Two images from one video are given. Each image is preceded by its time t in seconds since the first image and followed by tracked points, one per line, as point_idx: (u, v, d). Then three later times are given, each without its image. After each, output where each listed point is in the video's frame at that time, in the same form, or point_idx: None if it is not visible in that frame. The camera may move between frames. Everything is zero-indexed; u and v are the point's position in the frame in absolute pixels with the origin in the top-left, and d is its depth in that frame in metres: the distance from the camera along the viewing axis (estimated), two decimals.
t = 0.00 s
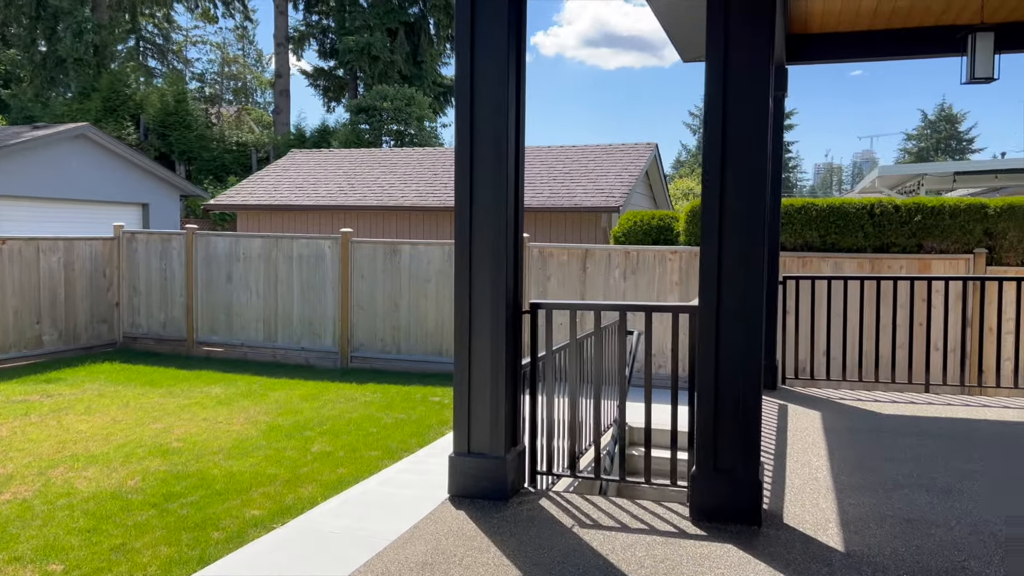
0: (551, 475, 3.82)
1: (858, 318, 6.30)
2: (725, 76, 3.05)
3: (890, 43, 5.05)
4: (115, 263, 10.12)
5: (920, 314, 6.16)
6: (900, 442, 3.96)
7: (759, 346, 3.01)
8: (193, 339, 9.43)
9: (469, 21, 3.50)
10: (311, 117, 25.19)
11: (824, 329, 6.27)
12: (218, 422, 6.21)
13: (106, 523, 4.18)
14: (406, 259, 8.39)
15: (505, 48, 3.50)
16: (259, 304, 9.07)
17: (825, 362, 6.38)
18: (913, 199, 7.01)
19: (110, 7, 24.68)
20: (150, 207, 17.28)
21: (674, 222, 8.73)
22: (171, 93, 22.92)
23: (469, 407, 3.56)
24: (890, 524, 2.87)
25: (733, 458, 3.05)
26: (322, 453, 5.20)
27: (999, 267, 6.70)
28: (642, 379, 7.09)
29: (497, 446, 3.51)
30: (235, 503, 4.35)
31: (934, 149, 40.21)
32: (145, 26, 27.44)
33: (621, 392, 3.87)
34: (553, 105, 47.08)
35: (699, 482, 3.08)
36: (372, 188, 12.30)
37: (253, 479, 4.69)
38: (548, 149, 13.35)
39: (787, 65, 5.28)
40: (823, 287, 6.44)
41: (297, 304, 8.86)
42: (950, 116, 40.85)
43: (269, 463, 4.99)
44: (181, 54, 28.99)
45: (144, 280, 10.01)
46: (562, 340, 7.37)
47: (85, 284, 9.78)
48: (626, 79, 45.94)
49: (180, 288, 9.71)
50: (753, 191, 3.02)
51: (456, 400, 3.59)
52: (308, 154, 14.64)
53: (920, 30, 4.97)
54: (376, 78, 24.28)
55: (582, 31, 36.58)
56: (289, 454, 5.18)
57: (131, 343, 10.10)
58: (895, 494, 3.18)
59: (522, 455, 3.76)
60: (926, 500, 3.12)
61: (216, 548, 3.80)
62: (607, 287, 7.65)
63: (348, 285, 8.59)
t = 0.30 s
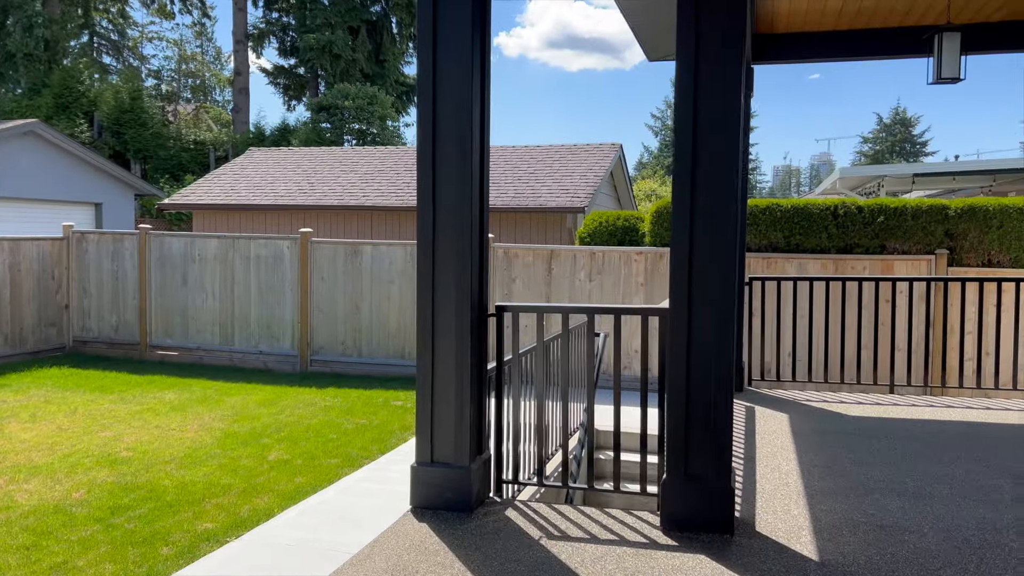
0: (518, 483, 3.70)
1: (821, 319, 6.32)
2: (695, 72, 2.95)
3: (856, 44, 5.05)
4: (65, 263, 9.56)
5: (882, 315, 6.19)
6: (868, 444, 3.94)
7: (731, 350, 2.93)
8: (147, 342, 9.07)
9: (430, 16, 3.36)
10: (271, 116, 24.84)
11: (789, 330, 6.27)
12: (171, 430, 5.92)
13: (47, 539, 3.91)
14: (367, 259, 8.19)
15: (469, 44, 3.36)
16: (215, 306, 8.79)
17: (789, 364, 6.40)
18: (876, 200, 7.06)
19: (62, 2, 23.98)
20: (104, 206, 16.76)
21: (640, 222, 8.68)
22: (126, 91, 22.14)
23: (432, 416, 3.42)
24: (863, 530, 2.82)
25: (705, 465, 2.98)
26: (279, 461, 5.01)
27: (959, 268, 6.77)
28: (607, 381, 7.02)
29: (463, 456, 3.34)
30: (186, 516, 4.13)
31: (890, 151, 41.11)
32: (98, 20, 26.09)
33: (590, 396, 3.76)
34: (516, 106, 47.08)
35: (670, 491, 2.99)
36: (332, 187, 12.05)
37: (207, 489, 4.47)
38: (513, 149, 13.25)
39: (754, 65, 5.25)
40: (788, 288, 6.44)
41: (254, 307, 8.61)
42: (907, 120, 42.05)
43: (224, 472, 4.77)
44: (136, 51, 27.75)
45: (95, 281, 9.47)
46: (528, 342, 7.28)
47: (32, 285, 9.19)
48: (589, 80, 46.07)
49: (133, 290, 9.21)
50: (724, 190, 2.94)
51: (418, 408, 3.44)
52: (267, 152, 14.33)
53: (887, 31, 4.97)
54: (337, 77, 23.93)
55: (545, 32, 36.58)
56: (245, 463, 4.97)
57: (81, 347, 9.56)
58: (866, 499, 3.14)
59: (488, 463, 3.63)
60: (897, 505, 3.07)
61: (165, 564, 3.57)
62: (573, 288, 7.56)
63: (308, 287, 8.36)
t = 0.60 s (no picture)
0: (482, 498, 3.53)
1: (791, 323, 6.27)
2: (666, 70, 2.83)
3: (827, 47, 5.01)
4: (12, 267, 8.88)
5: (851, 321, 6.17)
6: (840, 454, 3.93)
7: (703, 358, 2.82)
8: (99, 348, 8.60)
9: None
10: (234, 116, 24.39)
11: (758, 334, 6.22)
12: (119, 441, 5.43)
13: None
14: (329, 263, 7.96)
15: (430, 23, 2.98)
16: (171, 311, 8.44)
17: (757, 370, 6.36)
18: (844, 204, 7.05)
19: None
20: (59, 208, 16.14)
21: (607, 226, 8.58)
22: (84, 90, 21.61)
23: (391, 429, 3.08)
24: (840, 544, 2.75)
25: (675, 478, 2.86)
26: (234, 474, 4.75)
27: (925, 272, 6.78)
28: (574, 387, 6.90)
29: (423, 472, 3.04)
30: (131, 533, 3.79)
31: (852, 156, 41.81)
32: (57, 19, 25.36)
33: (557, 403, 3.61)
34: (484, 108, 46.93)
35: (638, 505, 2.87)
36: (294, 189, 11.78)
37: (155, 504, 4.16)
38: (479, 150, 13.12)
39: (723, 66, 5.17)
40: (757, 291, 6.39)
41: (212, 312, 8.31)
42: (868, 124, 42.53)
43: (175, 486, 4.46)
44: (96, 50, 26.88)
45: (46, 286, 8.82)
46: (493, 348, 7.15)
47: None
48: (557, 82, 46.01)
49: (86, 295, 8.64)
50: (695, 193, 2.82)
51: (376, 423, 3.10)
52: (226, 152, 13.98)
53: (857, 36, 4.95)
54: (302, 77, 23.50)
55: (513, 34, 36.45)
56: (198, 476, 4.67)
57: (32, 354, 8.91)
58: (840, 512, 3.08)
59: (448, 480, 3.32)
60: (873, 517, 3.02)
61: None
62: (540, 293, 7.44)
63: (268, 291, 8.11)
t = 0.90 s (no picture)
0: (459, 510, 3.41)
1: (775, 329, 6.22)
2: (650, 69, 2.71)
3: (812, 51, 4.97)
4: None
5: (834, 327, 6.11)
6: (824, 463, 3.89)
7: (687, 368, 2.72)
8: (69, 354, 8.37)
9: None
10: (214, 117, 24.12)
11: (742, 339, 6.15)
12: (85, 448, 5.26)
13: None
14: (307, 266, 7.80)
15: (404, 20, 2.87)
16: (144, 314, 8.24)
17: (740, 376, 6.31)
18: (828, 208, 7.03)
19: None
20: (34, 209, 15.68)
21: (589, 230, 8.50)
22: (61, 90, 21.43)
23: (363, 440, 2.96)
24: (826, 558, 2.68)
25: (658, 493, 2.77)
26: (205, 484, 4.59)
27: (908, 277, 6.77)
28: (556, 392, 6.80)
29: (395, 486, 2.93)
30: (94, 547, 3.63)
31: (833, 161, 42.18)
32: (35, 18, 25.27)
33: (536, 409, 3.50)
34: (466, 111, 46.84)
35: (619, 520, 2.78)
36: (271, 191, 11.61)
37: (121, 516, 4.00)
38: (461, 153, 13.02)
39: (707, 68, 5.11)
40: (740, 296, 6.32)
41: (187, 316, 8.14)
42: (848, 130, 42.91)
43: (142, 497, 4.30)
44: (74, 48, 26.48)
45: (15, 288, 8.60)
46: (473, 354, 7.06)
47: None
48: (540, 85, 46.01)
49: (56, 298, 8.43)
50: (679, 197, 2.72)
51: (349, 434, 2.98)
52: (204, 153, 13.77)
53: (841, 39, 4.92)
54: (284, 78, 23.26)
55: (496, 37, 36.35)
56: (167, 485, 4.52)
57: None
58: (826, 523, 3.02)
59: (424, 492, 3.19)
60: (859, 529, 2.96)
61: None
62: (521, 297, 7.34)
63: (244, 295, 7.95)
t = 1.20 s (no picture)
0: (449, 523, 3.30)
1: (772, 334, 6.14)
2: (648, 65, 2.61)
3: (811, 53, 4.90)
4: None
5: (831, 333, 6.08)
6: (824, 472, 3.80)
7: (685, 376, 2.62)
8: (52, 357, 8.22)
9: None
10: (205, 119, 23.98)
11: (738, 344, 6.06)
12: (65, 454, 5.11)
13: None
14: (296, 269, 7.67)
15: (393, 13, 2.76)
16: (130, 317, 8.10)
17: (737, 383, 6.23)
18: (824, 213, 6.96)
19: None
20: (21, 210, 15.38)
21: (583, 233, 8.42)
22: (50, 90, 21.24)
23: (349, 450, 2.85)
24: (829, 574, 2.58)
25: (655, 506, 2.68)
26: (188, 492, 4.46)
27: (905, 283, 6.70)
28: (548, 398, 6.69)
29: (382, 498, 2.82)
30: (69, 559, 3.50)
31: (825, 166, 42.30)
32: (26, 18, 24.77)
33: (529, 417, 3.38)
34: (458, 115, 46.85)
35: (616, 533, 2.68)
36: (260, 192, 11.47)
37: (100, 527, 3.87)
38: (453, 155, 12.93)
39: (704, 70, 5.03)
40: (736, 302, 6.24)
41: (174, 319, 8.00)
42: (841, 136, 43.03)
43: (122, 506, 4.16)
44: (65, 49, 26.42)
45: None
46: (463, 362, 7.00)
47: None
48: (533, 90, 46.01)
49: (40, 300, 8.28)
50: (677, 199, 2.62)
51: (334, 443, 2.86)
52: (194, 154, 13.64)
53: (841, 41, 4.86)
54: (275, 80, 23.13)
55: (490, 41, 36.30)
56: (148, 494, 4.38)
57: None
58: (828, 536, 2.92)
59: (413, 504, 3.08)
60: (862, 542, 2.87)
61: None
62: (514, 301, 7.25)
63: (232, 298, 7.82)
